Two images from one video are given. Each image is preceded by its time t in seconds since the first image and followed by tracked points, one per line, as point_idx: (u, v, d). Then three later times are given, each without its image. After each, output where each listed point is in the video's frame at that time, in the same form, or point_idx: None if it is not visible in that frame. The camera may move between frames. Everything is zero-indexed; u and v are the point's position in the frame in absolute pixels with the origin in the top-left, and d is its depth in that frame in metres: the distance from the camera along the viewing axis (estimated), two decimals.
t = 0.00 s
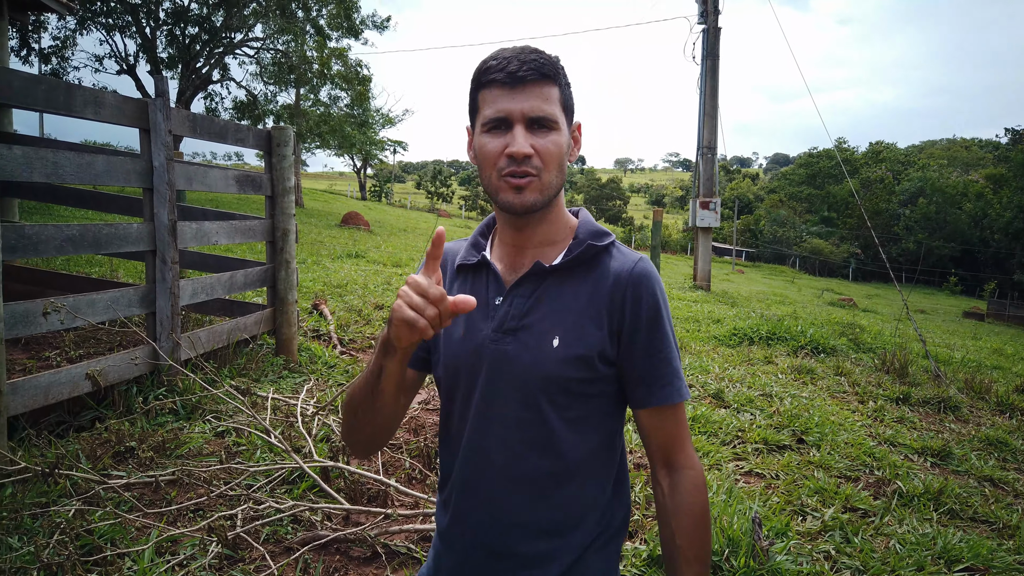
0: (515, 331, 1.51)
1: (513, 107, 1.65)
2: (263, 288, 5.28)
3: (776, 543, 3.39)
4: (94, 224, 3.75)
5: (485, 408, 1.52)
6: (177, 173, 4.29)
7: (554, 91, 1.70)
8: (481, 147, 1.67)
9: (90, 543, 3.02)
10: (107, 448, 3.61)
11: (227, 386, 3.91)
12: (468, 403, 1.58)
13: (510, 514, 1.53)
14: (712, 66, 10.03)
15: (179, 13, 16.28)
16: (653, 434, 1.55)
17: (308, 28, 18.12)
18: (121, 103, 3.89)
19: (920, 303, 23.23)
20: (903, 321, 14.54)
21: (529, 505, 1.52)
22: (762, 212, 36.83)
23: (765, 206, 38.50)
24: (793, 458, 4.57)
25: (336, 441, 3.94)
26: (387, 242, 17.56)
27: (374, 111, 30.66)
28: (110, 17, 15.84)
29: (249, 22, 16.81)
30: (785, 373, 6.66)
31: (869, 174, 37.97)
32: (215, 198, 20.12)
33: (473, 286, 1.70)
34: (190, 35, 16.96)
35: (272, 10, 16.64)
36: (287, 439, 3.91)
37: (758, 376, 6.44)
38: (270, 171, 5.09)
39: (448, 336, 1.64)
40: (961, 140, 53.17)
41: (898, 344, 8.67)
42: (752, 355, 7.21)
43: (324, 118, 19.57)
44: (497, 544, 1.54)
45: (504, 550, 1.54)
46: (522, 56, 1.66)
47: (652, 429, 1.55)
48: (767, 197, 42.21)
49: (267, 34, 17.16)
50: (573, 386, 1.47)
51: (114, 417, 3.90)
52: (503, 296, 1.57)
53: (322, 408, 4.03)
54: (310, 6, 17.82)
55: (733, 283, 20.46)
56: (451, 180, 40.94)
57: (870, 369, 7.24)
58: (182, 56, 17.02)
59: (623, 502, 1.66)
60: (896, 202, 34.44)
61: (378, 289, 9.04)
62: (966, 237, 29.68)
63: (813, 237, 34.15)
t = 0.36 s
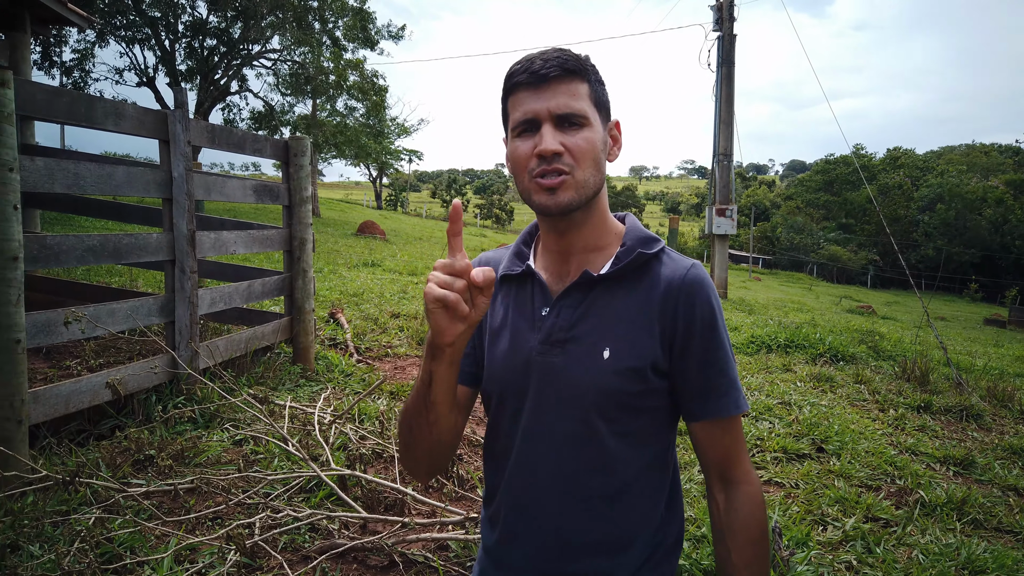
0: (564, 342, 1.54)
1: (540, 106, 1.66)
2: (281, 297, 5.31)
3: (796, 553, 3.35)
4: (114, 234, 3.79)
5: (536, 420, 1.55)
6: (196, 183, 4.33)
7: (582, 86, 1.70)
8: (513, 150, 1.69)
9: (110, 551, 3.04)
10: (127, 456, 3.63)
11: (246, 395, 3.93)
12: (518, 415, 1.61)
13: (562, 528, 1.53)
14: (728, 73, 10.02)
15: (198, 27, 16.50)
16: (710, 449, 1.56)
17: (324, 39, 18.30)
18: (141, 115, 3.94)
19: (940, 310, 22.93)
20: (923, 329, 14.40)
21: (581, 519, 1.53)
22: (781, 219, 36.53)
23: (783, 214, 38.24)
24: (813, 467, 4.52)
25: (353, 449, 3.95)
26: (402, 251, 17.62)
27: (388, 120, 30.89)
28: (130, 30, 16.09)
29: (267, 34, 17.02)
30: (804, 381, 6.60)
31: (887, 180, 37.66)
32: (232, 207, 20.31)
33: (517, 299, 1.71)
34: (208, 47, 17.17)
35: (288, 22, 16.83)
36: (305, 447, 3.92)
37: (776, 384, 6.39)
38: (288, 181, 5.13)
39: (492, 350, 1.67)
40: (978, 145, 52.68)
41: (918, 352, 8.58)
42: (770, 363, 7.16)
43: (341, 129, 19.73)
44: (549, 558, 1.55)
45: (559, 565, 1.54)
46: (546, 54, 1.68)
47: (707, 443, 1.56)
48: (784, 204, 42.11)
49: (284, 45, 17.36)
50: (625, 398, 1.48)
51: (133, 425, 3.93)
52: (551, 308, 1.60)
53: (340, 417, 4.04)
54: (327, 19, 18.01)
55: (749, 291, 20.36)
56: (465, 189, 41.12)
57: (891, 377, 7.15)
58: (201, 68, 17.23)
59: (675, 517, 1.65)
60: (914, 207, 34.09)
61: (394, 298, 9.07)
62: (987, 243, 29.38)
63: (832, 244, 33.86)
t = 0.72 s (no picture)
0: (609, 357, 1.59)
1: (596, 105, 1.70)
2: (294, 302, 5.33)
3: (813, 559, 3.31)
4: (130, 240, 3.82)
5: (581, 433, 1.61)
6: (210, 190, 4.36)
7: (642, 86, 1.71)
8: (567, 150, 1.74)
9: (125, 555, 3.05)
10: (141, 461, 3.65)
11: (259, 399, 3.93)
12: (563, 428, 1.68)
13: (602, 543, 1.60)
14: (741, 76, 9.99)
15: (212, 35, 16.65)
16: (765, 473, 1.57)
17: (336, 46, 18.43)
18: (156, 122, 3.97)
19: (957, 313, 22.74)
20: (941, 332, 14.26)
21: (621, 536, 1.59)
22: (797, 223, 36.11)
23: (796, 216, 37.97)
24: (829, 471, 4.48)
25: (366, 453, 3.95)
26: (414, 257, 17.66)
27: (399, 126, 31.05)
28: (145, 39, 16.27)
29: (280, 41, 17.15)
30: (820, 385, 6.55)
31: (902, 183, 37.42)
32: (246, 214, 20.46)
33: (566, 308, 1.78)
34: (222, 55, 17.32)
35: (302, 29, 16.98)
36: (318, 452, 3.92)
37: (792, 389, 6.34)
38: (301, 187, 5.15)
39: (540, 358, 1.76)
40: (993, 147, 52.27)
41: (936, 356, 8.49)
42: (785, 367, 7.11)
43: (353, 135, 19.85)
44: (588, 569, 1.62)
45: None
46: (605, 51, 1.71)
47: (761, 467, 1.57)
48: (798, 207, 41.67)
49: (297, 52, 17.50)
50: (671, 420, 1.52)
51: (148, 431, 3.95)
52: (599, 321, 1.65)
53: (353, 422, 4.04)
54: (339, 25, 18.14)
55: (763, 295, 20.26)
56: (477, 194, 41.22)
57: (908, 381, 7.08)
58: (215, 76, 17.39)
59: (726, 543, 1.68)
60: (929, 210, 33.78)
61: (407, 303, 9.09)
62: (1005, 246, 29.07)
63: (846, 247, 33.61)
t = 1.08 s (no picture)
0: (619, 365, 1.63)
1: (602, 114, 1.71)
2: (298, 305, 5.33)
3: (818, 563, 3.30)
4: (134, 244, 3.82)
5: (592, 436, 1.68)
6: (214, 194, 4.36)
7: (652, 90, 1.67)
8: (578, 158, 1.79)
9: (129, 559, 3.05)
10: (146, 465, 3.65)
11: (263, 403, 3.94)
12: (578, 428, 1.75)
13: (606, 546, 1.66)
14: (745, 77, 9.96)
15: (217, 38, 16.65)
16: (774, 495, 1.55)
17: (339, 48, 18.44)
18: (160, 126, 3.97)
19: (964, 314, 22.70)
20: (947, 333, 14.22)
21: (625, 541, 1.64)
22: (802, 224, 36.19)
23: (801, 217, 37.88)
24: (834, 474, 4.47)
25: (370, 456, 3.94)
26: (418, 259, 17.65)
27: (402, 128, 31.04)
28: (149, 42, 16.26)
29: (283, 44, 17.15)
30: (825, 387, 6.52)
31: (907, 184, 37.36)
32: (250, 217, 20.48)
33: (588, 310, 1.88)
34: (226, 58, 17.32)
35: (306, 32, 17.00)
36: (322, 455, 3.91)
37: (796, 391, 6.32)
38: (305, 190, 5.14)
39: (564, 359, 1.86)
40: (997, 147, 52.28)
41: (942, 357, 8.46)
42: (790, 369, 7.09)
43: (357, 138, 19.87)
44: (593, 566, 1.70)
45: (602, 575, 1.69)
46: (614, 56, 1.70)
47: (771, 490, 1.54)
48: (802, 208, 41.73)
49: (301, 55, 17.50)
50: (674, 432, 1.54)
51: (153, 434, 3.95)
52: (613, 327, 1.70)
53: (358, 425, 4.04)
54: (343, 28, 18.12)
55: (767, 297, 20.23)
56: (481, 197, 41.25)
57: (913, 383, 7.06)
58: (219, 79, 17.39)
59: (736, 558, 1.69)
60: (934, 210, 33.68)
61: (411, 305, 9.09)
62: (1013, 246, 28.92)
63: (851, 248, 33.59)
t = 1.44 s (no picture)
0: (619, 363, 1.69)
1: (592, 119, 1.74)
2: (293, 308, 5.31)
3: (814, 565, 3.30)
4: (128, 247, 3.80)
5: (595, 431, 1.74)
6: (209, 197, 4.34)
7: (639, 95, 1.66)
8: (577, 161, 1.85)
9: (124, 564, 3.04)
10: (140, 469, 3.64)
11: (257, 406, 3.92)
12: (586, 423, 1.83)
13: (603, 543, 1.70)
14: (740, 79, 9.98)
15: (211, 41, 16.60)
16: (760, 510, 1.49)
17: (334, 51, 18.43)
18: (154, 129, 3.96)
19: (958, 314, 22.84)
20: (941, 334, 14.28)
21: (622, 540, 1.67)
22: (795, 225, 36.35)
23: (797, 219, 38.01)
24: (829, 474, 4.47)
25: (365, 460, 3.93)
26: (414, 262, 17.65)
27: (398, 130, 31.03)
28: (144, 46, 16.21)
29: (278, 47, 17.12)
30: (820, 388, 6.54)
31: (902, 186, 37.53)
32: (246, 220, 20.44)
33: (606, 306, 1.96)
34: (221, 61, 17.28)
35: (301, 35, 16.99)
36: (317, 458, 3.90)
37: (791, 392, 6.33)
38: (300, 193, 5.14)
39: (581, 354, 1.95)
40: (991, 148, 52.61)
41: (937, 358, 8.49)
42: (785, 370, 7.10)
43: (352, 140, 19.86)
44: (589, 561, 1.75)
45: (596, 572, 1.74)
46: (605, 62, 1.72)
47: (757, 505, 1.49)
48: (797, 210, 41.85)
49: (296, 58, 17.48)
50: (663, 434, 1.56)
51: (147, 438, 3.94)
52: (621, 326, 1.76)
53: (352, 428, 4.02)
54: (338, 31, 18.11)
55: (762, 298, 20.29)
56: (477, 200, 41.26)
57: (907, 383, 7.08)
58: (214, 82, 17.36)
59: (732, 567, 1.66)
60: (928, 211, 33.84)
61: (407, 308, 9.07)
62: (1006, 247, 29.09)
63: (846, 249, 33.74)
